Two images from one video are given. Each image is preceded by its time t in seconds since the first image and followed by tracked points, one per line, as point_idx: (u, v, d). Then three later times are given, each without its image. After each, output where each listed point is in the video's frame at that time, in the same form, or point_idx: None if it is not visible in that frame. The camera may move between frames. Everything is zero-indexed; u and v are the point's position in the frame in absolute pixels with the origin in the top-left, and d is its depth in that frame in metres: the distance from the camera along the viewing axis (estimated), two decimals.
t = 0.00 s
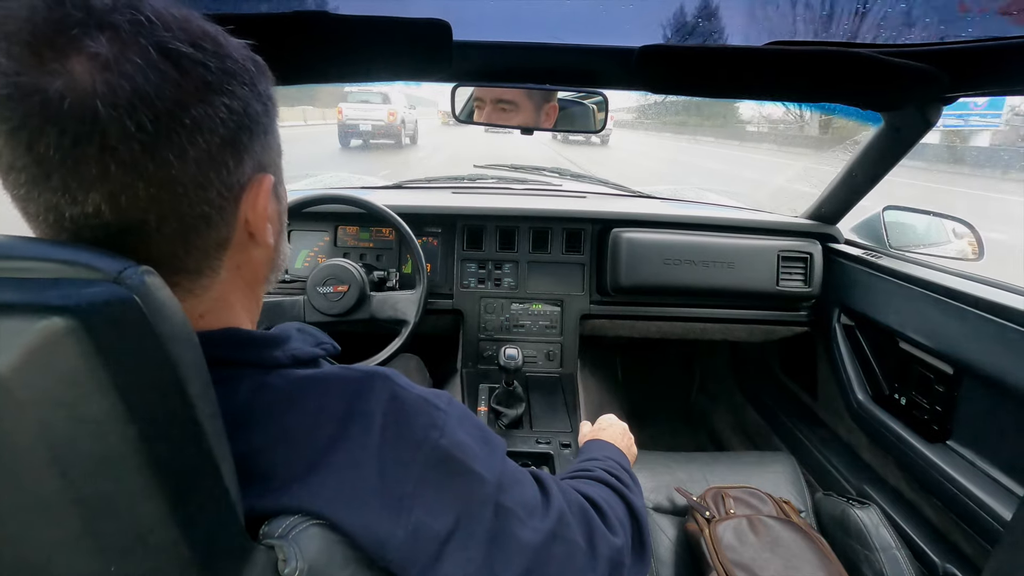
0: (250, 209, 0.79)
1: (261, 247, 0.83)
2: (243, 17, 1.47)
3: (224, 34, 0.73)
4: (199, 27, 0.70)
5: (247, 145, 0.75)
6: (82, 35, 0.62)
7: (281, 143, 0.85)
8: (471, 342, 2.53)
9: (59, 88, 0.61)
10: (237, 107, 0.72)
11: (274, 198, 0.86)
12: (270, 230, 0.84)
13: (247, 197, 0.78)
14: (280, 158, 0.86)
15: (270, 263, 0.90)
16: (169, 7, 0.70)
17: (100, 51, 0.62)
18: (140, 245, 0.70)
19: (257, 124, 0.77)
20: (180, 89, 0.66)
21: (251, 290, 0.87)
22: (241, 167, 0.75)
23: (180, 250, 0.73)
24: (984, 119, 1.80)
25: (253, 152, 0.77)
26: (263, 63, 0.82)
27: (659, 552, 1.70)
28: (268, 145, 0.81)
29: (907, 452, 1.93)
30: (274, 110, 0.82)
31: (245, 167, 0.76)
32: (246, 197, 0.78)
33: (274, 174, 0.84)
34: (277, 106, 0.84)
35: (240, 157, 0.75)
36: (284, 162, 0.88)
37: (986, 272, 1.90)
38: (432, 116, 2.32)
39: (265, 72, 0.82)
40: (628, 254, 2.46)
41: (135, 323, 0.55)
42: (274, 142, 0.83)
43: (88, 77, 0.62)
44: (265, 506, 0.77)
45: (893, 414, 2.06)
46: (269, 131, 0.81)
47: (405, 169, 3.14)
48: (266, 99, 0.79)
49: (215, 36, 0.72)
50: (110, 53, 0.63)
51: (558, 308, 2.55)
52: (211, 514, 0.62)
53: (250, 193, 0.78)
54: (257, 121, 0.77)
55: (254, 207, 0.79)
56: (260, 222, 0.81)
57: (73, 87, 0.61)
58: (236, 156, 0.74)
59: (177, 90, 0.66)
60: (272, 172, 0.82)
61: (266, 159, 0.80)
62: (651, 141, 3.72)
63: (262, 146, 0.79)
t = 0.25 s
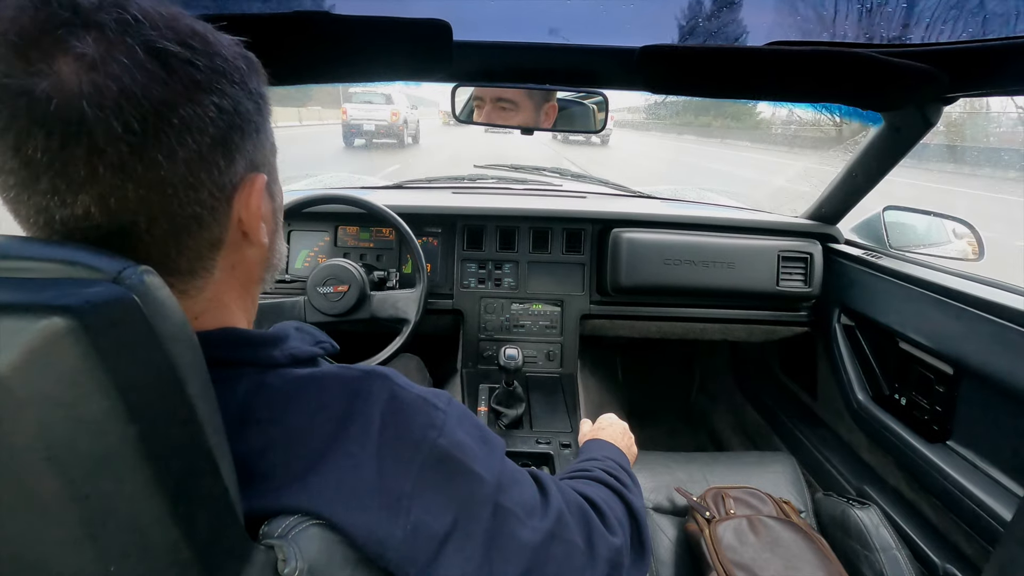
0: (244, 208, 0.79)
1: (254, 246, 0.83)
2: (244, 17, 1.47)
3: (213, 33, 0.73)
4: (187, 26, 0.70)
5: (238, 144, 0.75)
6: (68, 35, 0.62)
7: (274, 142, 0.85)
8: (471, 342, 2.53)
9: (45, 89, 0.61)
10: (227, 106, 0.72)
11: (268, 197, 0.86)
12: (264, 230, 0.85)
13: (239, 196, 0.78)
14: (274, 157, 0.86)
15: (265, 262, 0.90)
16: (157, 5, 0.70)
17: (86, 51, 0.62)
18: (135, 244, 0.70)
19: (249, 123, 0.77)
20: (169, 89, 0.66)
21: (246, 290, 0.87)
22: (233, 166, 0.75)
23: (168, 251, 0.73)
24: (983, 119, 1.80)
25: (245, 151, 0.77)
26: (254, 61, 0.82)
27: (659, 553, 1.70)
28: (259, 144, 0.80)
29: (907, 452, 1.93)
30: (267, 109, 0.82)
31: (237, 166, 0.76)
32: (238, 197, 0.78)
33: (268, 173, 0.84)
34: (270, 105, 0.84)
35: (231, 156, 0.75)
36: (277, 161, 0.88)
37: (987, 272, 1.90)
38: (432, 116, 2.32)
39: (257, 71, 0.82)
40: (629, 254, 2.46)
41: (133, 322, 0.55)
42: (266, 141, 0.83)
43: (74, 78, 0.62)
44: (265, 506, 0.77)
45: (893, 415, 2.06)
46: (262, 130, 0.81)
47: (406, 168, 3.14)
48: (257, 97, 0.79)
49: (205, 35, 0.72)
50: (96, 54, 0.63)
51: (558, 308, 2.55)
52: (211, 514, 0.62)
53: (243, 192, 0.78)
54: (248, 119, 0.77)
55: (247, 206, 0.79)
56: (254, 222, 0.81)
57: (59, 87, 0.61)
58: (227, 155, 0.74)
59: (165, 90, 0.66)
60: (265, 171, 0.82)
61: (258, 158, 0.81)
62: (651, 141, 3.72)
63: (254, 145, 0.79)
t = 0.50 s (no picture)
0: (247, 208, 0.79)
1: (257, 247, 0.83)
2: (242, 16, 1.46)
3: (222, 32, 0.74)
4: (197, 25, 0.71)
5: (244, 143, 0.76)
6: (79, 30, 0.62)
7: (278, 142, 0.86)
8: (470, 342, 2.53)
9: (55, 83, 0.61)
10: (234, 105, 0.73)
11: (271, 199, 0.86)
12: (267, 231, 0.85)
13: (244, 196, 0.78)
14: (278, 159, 0.87)
15: (267, 263, 0.90)
16: (169, 4, 0.70)
17: (98, 46, 0.62)
18: (137, 240, 0.69)
19: (254, 123, 0.77)
20: (178, 85, 0.66)
21: (248, 291, 0.87)
22: (238, 164, 0.75)
23: (170, 250, 0.73)
24: (983, 121, 1.79)
25: (250, 150, 0.77)
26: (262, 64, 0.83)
27: (657, 552, 1.70)
28: (265, 144, 0.81)
29: (906, 452, 1.94)
30: (272, 110, 0.83)
31: (242, 165, 0.76)
32: (242, 196, 0.78)
33: (272, 174, 0.84)
34: (275, 106, 0.85)
35: (237, 154, 0.75)
36: (281, 163, 0.89)
37: (985, 273, 1.90)
38: (432, 116, 2.32)
39: (265, 73, 0.82)
40: (627, 254, 2.46)
41: (133, 322, 0.55)
42: (271, 142, 0.83)
43: (85, 73, 0.62)
44: (265, 506, 0.77)
45: (891, 414, 2.06)
46: (267, 130, 0.81)
47: (405, 167, 3.14)
48: (263, 97, 0.80)
49: (215, 35, 0.73)
50: (108, 49, 0.63)
51: (557, 308, 2.55)
52: (210, 513, 0.62)
53: (247, 192, 0.79)
54: (254, 118, 0.77)
55: (251, 207, 0.80)
56: (257, 222, 0.81)
57: (69, 81, 0.61)
58: (233, 153, 0.74)
59: (174, 86, 0.66)
60: (269, 172, 0.82)
61: (263, 159, 0.81)
62: (650, 141, 3.72)
63: (259, 145, 0.79)
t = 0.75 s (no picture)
0: (242, 205, 0.78)
1: (252, 245, 0.82)
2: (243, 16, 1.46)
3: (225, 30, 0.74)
4: (199, 21, 0.71)
5: (240, 139, 0.75)
6: (80, 20, 0.63)
7: (275, 143, 0.85)
8: (469, 342, 2.53)
9: (51, 70, 0.61)
10: (231, 100, 0.72)
11: (267, 198, 0.85)
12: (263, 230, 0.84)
13: (238, 193, 0.77)
14: (276, 160, 0.86)
15: (262, 264, 0.89)
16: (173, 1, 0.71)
17: (97, 36, 0.63)
18: (124, 232, 0.69)
19: (253, 120, 0.77)
20: (174, 77, 0.66)
21: (242, 291, 0.86)
22: (234, 160, 0.75)
23: (155, 250, 0.72)
24: (981, 122, 1.79)
25: (247, 146, 0.77)
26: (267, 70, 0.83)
27: (656, 553, 1.70)
28: (262, 143, 0.80)
29: (905, 452, 1.94)
30: (273, 109, 0.83)
31: (238, 161, 0.76)
32: (237, 192, 0.77)
33: (269, 173, 0.84)
34: (275, 107, 0.85)
35: (233, 149, 0.74)
36: (280, 166, 0.88)
37: (983, 273, 1.90)
38: (432, 117, 2.32)
39: (266, 74, 0.82)
40: (627, 254, 2.46)
41: (133, 323, 0.56)
42: (270, 141, 0.83)
43: (82, 61, 0.62)
44: (264, 507, 0.77)
45: (890, 414, 2.07)
46: (266, 128, 0.81)
47: (405, 168, 3.14)
48: (263, 97, 0.79)
49: (217, 33, 0.73)
50: (106, 39, 0.63)
51: (556, 308, 2.55)
52: (209, 514, 0.62)
53: (242, 189, 0.78)
54: (253, 115, 0.77)
55: (246, 204, 0.79)
56: (253, 220, 0.80)
57: (65, 69, 0.61)
58: (229, 148, 0.73)
59: (171, 77, 0.66)
60: (266, 170, 0.82)
61: (260, 157, 0.80)
62: (649, 142, 3.73)
63: (257, 142, 0.79)
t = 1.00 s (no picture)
0: (205, 216, 0.76)
1: (221, 255, 0.81)
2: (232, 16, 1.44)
3: (176, 33, 0.71)
4: (144, 19, 0.68)
5: (199, 149, 0.73)
6: (10, 28, 0.60)
7: (245, 146, 0.83)
8: (469, 342, 2.53)
9: None
10: (184, 108, 0.70)
11: (234, 205, 0.83)
12: (231, 238, 0.82)
13: (202, 203, 0.75)
14: (246, 162, 0.84)
15: (236, 268, 0.89)
16: None
17: (29, 45, 0.60)
18: (114, 249, 0.68)
19: (212, 127, 0.75)
20: (117, 87, 0.63)
21: (217, 296, 0.87)
22: (191, 172, 0.72)
23: (144, 256, 0.71)
24: (982, 120, 1.79)
25: (206, 157, 0.74)
26: (233, 60, 0.81)
27: (656, 552, 1.70)
28: (227, 150, 0.78)
29: (905, 451, 1.94)
30: (236, 114, 0.80)
31: (198, 173, 0.73)
32: (200, 203, 0.75)
33: (235, 180, 0.82)
34: (242, 105, 0.82)
35: (191, 162, 0.72)
36: (250, 167, 0.86)
37: (983, 271, 1.90)
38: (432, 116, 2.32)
39: (230, 71, 0.80)
40: (626, 254, 2.46)
41: (132, 322, 0.55)
42: (233, 149, 0.80)
43: (15, 73, 0.59)
44: (263, 507, 0.77)
45: (890, 414, 2.07)
46: (227, 135, 0.78)
47: (406, 168, 3.14)
48: (225, 98, 0.77)
49: (169, 36, 0.70)
50: (39, 48, 0.60)
51: (556, 308, 2.55)
52: (211, 514, 0.62)
53: (206, 200, 0.76)
54: (211, 123, 0.74)
55: (211, 214, 0.77)
56: (219, 229, 0.79)
57: None
58: (186, 161, 0.71)
59: (113, 87, 0.63)
60: (230, 179, 0.79)
61: (223, 166, 0.78)
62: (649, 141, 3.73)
63: (218, 151, 0.76)
